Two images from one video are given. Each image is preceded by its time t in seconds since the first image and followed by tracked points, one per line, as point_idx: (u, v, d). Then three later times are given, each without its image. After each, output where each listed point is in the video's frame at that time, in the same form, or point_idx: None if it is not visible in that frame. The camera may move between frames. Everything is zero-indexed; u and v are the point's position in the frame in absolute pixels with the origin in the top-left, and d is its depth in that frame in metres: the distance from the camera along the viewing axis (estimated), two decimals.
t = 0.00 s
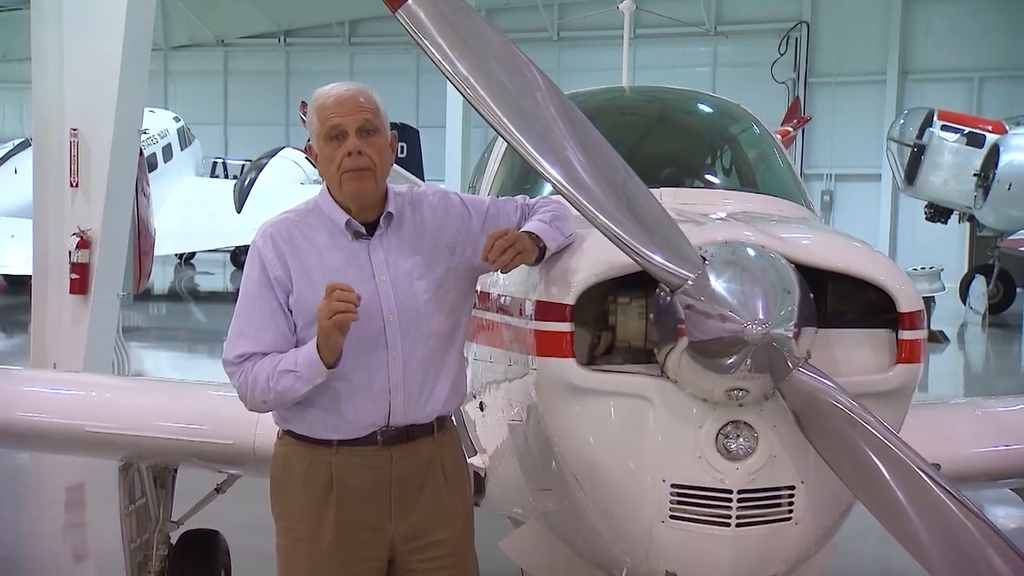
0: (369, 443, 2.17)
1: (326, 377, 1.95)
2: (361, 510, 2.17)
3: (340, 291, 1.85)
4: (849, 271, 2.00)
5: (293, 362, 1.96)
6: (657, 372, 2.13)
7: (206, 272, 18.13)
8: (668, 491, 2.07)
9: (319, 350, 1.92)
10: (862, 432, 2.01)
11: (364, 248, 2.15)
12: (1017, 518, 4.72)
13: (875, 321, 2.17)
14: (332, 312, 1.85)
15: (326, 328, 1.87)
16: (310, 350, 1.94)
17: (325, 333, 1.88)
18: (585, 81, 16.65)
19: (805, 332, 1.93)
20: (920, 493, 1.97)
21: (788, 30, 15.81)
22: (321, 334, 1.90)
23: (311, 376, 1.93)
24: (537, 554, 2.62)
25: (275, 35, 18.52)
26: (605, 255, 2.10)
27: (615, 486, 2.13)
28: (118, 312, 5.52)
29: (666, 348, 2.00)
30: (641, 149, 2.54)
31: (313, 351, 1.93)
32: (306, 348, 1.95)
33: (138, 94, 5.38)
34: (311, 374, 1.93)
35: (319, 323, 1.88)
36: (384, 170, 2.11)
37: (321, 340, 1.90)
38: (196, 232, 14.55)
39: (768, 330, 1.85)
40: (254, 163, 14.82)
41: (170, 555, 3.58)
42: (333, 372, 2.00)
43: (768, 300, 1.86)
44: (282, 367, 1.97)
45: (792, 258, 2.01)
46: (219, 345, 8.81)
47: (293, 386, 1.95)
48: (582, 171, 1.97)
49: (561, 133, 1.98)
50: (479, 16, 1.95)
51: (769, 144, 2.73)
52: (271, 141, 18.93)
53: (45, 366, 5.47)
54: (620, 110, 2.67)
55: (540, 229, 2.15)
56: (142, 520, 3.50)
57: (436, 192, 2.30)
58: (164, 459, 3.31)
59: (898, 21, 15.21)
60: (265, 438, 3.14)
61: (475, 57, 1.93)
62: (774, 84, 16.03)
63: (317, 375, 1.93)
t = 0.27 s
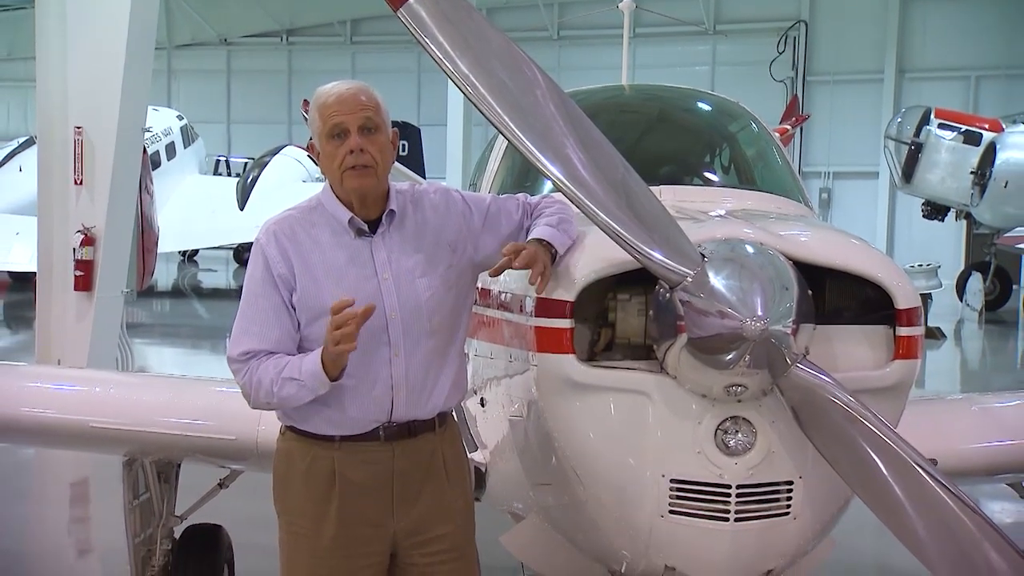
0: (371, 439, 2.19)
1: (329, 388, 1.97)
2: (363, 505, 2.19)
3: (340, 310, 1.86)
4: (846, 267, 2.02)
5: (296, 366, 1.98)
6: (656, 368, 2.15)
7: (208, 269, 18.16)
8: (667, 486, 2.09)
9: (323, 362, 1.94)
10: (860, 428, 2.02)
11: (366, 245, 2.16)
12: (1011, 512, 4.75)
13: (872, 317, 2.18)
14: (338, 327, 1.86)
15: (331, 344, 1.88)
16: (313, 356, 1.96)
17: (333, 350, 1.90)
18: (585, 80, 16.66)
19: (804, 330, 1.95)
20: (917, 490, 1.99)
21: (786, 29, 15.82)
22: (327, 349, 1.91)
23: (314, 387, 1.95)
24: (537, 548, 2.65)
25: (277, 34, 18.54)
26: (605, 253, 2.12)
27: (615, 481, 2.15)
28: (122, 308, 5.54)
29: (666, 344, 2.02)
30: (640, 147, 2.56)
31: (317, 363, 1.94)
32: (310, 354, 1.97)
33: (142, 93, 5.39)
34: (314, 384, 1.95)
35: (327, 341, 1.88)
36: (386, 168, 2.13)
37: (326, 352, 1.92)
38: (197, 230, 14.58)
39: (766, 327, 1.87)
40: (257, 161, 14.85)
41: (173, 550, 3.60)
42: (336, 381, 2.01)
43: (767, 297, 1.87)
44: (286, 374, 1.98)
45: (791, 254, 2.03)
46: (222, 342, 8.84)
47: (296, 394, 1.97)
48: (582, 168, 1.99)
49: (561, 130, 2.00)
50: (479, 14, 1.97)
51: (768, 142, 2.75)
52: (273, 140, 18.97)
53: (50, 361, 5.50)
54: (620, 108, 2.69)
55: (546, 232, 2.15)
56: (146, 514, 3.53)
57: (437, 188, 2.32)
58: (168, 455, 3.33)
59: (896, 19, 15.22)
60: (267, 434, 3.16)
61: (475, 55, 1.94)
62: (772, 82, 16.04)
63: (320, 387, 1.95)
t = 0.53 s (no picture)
0: (372, 435, 2.21)
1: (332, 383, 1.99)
2: (365, 500, 2.21)
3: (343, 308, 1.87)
4: (844, 264, 2.03)
5: (300, 363, 2.00)
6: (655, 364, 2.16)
7: (211, 267, 18.18)
8: (666, 482, 2.11)
9: (326, 357, 1.96)
10: (857, 425, 2.04)
11: (368, 243, 2.18)
12: (1007, 508, 4.78)
13: (869, 314, 2.20)
14: (341, 324, 1.88)
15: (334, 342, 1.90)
16: (317, 353, 1.98)
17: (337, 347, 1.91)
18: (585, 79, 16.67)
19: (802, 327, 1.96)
20: (914, 485, 2.01)
21: (784, 28, 15.83)
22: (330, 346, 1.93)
23: (317, 383, 1.97)
24: (537, 541, 2.67)
25: (280, 34, 18.55)
26: (604, 251, 2.13)
27: (614, 477, 2.17)
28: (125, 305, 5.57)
29: (665, 341, 2.03)
30: (639, 146, 2.58)
31: (321, 360, 1.96)
32: (313, 351, 1.98)
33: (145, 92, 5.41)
34: (317, 380, 1.97)
35: (330, 338, 1.90)
36: (389, 167, 2.15)
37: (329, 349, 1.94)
38: (198, 228, 14.60)
39: (765, 325, 1.88)
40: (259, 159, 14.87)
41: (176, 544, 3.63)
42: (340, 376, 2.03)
43: (766, 294, 1.89)
44: (289, 371, 2.00)
45: (789, 252, 2.04)
46: (225, 338, 8.85)
47: (300, 390, 1.99)
48: (582, 167, 2.01)
49: (561, 129, 2.02)
50: (479, 13, 1.98)
51: (766, 140, 2.76)
52: (274, 139, 19.01)
53: (54, 359, 5.50)
54: (619, 107, 2.71)
55: (547, 231, 2.16)
56: (150, 509, 3.55)
57: (438, 187, 2.34)
58: (171, 450, 3.35)
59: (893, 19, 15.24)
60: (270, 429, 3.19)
61: (476, 54, 1.96)
62: (770, 82, 16.04)
63: (324, 382, 1.97)
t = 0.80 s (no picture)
0: (374, 432, 2.22)
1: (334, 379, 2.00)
2: (366, 496, 2.23)
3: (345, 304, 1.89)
4: (841, 263, 2.05)
5: (302, 360, 2.01)
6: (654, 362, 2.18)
7: (214, 265, 18.19)
8: (665, 478, 2.13)
9: (328, 354, 1.97)
10: (854, 421, 2.06)
11: (370, 242, 2.20)
12: (1004, 504, 4.81)
13: (867, 312, 2.22)
14: (343, 320, 1.90)
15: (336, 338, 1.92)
16: (318, 350, 2.00)
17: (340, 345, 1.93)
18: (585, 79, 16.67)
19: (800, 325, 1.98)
20: (910, 481, 2.02)
21: (782, 28, 15.83)
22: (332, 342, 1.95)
23: (320, 379, 1.99)
24: (536, 536, 2.70)
25: (282, 34, 18.56)
26: (604, 249, 2.15)
27: (614, 472, 2.19)
28: (128, 303, 5.58)
29: (664, 338, 2.05)
30: (638, 145, 2.59)
31: (322, 356, 1.98)
32: (315, 348, 2.00)
33: (147, 92, 5.42)
34: (319, 376, 1.99)
35: (333, 334, 1.92)
36: (390, 166, 2.17)
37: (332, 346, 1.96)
38: (199, 226, 14.62)
39: (763, 322, 1.90)
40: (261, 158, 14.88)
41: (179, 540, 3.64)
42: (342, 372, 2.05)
43: (764, 292, 1.91)
44: (292, 368, 2.02)
45: (787, 250, 2.06)
46: (227, 336, 8.87)
47: (302, 386, 2.01)
48: (581, 165, 2.03)
49: (560, 128, 2.04)
50: (479, 12, 2.00)
51: (764, 140, 2.78)
52: (276, 138, 19.04)
53: (58, 356, 5.52)
54: (619, 106, 2.73)
55: (547, 229, 2.18)
56: (153, 505, 3.57)
57: (439, 185, 2.35)
58: (174, 446, 3.37)
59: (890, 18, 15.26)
60: (273, 425, 3.21)
61: (476, 53, 1.98)
62: (768, 81, 16.05)
63: (326, 378, 1.99)
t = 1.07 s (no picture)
0: (375, 428, 2.24)
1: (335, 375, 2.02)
2: (367, 492, 2.24)
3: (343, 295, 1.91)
4: (839, 260, 2.06)
5: (304, 357, 2.03)
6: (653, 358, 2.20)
7: (217, 262, 18.23)
8: (664, 473, 2.14)
9: (329, 349, 1.99)
10: (851, 417, 2.08)
11: (371, 239, 2.22)
12: (999, 498, 4.84)
13: (864, 309, 2.24)
14: (341, 313, 1.91)
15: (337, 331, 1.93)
16: (320, 346, 2.01)
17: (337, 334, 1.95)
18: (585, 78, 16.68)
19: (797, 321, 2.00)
20: (907, 476, 2.04)
21: (780, 28, 15.84)
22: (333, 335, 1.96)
23: (321, 375, 2.00)
24: (535, 530, 2.72)
25: (284, 33, 18.57)
26: (604, 246, 2.16)
27: (613, 468, 2.20)
28: (132, 300, 5.60)
29: (663, 335, 2.06)
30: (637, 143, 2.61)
31: (324, 352, 1.99)
32: (317, 345, 2.02)
33: (149, 90, 5.43)
34: (321, 372, 2.00)
35: (333, 328, 1.94)
36: (392, 164, 2.18)
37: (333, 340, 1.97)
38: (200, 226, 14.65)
39: (761, 318, 1.92)
40: (263, 156, 14.90)
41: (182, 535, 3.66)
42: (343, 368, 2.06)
43: (762, 289, 1.93)
44: (294, 364, 2.03)
45: (785, 248, 2.08)
46: (229, 333, 8.90)
47: (304, 382, 2.02)
48: (580, 163, 2.05)
49: (560, 127, 2.05)
50: (479, 11, 2.01)
51: (762, 138, 2.79)
52: (278, 137, 19.11)
53: (62, 353, 5.53)
54: (618, 105, 2.74)
55: (547, 228, 2.20)
56: (156, 501, 3.59)
57: (440, 183, 2.37)
58: (177, 442, 3.39)
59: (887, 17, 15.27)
60: (275, 421, 3.24)
61: (476, 53, 1.99)
62: (766, 81, 16.06)
63: (328, 374, 2.00)
